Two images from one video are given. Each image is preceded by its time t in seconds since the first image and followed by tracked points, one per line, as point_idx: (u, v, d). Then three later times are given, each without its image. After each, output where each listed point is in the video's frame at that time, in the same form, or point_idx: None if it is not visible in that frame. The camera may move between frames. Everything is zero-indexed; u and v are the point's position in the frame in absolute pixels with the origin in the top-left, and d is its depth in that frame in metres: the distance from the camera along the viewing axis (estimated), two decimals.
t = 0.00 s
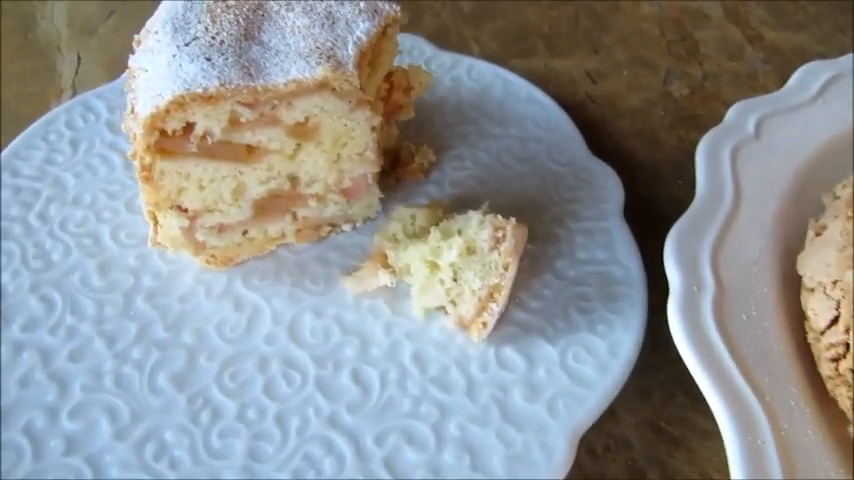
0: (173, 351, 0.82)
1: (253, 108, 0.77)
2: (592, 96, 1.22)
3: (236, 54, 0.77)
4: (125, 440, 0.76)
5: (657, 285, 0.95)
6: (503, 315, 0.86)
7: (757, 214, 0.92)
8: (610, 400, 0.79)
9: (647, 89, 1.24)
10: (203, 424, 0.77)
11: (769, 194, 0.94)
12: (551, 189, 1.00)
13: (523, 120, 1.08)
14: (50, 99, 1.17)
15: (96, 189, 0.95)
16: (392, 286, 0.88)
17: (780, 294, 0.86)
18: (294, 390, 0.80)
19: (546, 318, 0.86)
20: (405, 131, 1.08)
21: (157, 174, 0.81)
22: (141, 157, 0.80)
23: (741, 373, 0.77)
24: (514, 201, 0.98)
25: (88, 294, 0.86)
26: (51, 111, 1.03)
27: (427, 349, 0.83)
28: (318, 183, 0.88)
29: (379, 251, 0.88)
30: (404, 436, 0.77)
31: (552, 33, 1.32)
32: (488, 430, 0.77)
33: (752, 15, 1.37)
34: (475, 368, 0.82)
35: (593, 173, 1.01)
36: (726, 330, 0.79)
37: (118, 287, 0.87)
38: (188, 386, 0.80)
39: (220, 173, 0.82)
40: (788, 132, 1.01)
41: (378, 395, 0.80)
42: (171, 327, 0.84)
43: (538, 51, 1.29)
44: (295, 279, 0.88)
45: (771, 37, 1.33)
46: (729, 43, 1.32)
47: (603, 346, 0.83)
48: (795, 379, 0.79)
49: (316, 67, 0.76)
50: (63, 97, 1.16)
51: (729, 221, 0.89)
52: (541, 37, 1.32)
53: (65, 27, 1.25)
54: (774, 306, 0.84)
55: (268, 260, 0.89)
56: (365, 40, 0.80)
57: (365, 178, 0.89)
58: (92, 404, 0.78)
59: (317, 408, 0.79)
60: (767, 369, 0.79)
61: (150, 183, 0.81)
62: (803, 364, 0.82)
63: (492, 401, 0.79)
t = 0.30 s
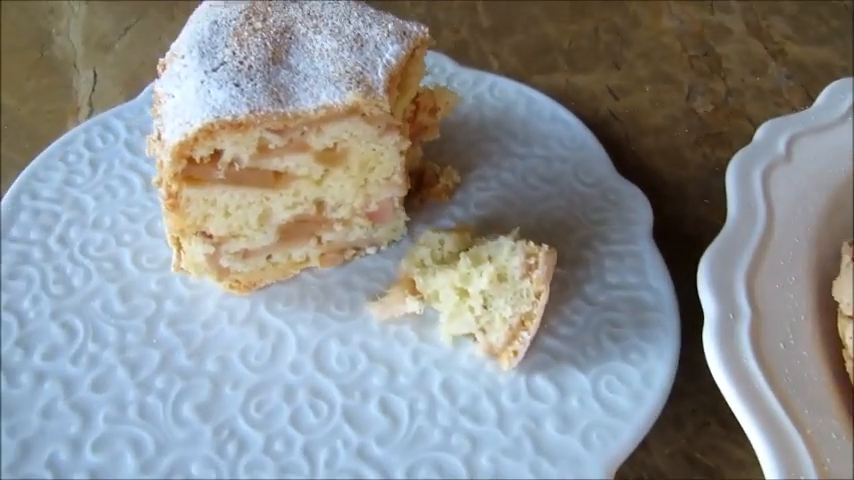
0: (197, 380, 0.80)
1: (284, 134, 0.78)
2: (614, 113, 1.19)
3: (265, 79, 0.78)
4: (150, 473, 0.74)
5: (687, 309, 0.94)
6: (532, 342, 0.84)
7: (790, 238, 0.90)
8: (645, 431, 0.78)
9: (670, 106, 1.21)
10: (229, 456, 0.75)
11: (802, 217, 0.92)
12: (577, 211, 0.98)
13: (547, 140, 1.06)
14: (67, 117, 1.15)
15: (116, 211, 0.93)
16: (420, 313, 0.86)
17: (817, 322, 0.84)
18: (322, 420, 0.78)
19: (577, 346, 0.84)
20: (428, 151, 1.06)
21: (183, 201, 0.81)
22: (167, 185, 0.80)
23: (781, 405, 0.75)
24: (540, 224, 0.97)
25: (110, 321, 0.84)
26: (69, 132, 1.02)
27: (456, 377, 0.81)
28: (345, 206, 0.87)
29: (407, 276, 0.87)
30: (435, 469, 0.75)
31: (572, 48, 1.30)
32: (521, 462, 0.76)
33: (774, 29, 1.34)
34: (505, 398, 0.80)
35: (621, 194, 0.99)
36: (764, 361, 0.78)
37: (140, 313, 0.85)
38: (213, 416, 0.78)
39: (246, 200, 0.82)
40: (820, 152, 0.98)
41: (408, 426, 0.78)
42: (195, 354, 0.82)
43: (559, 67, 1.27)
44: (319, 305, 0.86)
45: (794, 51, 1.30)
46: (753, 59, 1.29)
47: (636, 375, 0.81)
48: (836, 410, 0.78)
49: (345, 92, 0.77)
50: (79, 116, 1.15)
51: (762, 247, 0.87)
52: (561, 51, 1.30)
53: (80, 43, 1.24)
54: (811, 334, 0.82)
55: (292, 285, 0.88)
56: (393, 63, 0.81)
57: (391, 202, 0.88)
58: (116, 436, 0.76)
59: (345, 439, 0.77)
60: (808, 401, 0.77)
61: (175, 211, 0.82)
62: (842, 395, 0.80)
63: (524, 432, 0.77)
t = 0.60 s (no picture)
0: (205, 395, 0.79)
1: (293, 147, 0.77)
2: (624, 121, 1.18)
3: (274, 91, 0.77)
4: None
5: (700, 320, 0.92)
6: (544, 355, 0.83)
7: (805, 249, 0.88)
8: (661, 446, 0.76)
9: (679, 113, 1.20)
10: (238, 473, 0.74)
11: (816, 229, 0.91)
12: (588, 221, 0.97)
13: (557, 149, 1.05)
14: (71, 127, 1.14)
15: (122, 224, 0.93)
16: (430, 326, 0.85)
17: (833, 336, 0.83)
18: (331, 436, 0.77)
19: (590, 359, 0.83)
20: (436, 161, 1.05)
21: (191, 214, 0.80)
22: (175, 199, 0.79)
23: (800, 420, 0.74)
24: (551, 234, 0.95)
25: (116, 336, 0.83)
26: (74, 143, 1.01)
27: (468, 392, 0.80)
28: (353, 218, 0.86)
29: (417, 289, 0.85)
30: None
31: (580, 55, 1.29)
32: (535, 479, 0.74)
33: (783, 34, 1.33)
34: (518, 412, 0.79)
35: (632, 203, 0.98)
36: (782, 375, 0.76)
37: (146, 327, 0.84)
38: (221, 433, 0.77)
39: (254, 212, 0.81)
40: (835, 160, 0.97)
41: (419, 442, 0.76)
42: (203, 370, 0.81)
43: (567, 74, 1.26)
44: (328, 318, 0.85)
45: (804, 57, 1.29)
46: (763, 65, 1.27)
47: (651, 389, 0.80)
48: None
49: (356, 104, 0.77)
50: (84, 126, 1.14)
51: (778, 258, 0.86)
52: (569, 59, 1.28)
53: (85, 53, 1.23)
54: (827, 349, 0.81)
55: (300, 298, 0.87)
56: (403, 74, 0.81)
57: (400, 214, 0.87)
58: (123, 454, 0.75)
59: (356, 456, 0.76)
60: (826, 416, 0.76)
61: (183, 225, 0.81)
62: None
63: (537, 448, 0.76)
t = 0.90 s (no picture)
0: (211, 402, 0.78)
1: (300, 152, 0.77)
2: (631, 123, 1.17)
3: (280, 95, 0.76)
4: None
5: (710, 325, 0.92)
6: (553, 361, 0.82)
7: (816, 254, 0.87)
8: (672, 454, 0.75)
9: (686, 115, 1.19)
10: None
11: (827, 232, 0.90)
12: (595, 225, 0.96)
13: (564, 151, 1.04)
14: (75, 130, 1.13)
15: (126, 229, 0.92)
16: (437, 332, 0.84)
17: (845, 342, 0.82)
18: (338, 443, 0.76)
19: (599, 364, 0.82)
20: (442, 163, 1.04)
21: (196, 220, 0.79)
22: (180, 204, 0.78)
23: (813, 427, 0.73)
24: (558, 238, 0.95)
25: (121, 342, 0.82)
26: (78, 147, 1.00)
27: (476, 398, 0.79)
28: (360, 223, 0.85)
29: (425, 294, 0.85)
30: None
31: (586, 57, 1.28)
32: None
33: (790, 36, 1.32)
34: (527, 419, 0.78)
35: (640, 206, 0.97)
36: (794, 382, 0.75)
37: (151, 333, 0.83)
38: (227, 439, 0.76)
39: (261, 218, 0.81)
40: (845, 163, 0.96)
41: (427, 449, 0.76)
42: (208, 376, 0.80)
43: (573, 75, 1.25)
44: (334, 323, 0.84)
45: (812, 58, 1.29)
46: (771, 66, 1.27)
47: (661, 396, 0.79)
48: None
49: (363, 108, 0.76)
50: (88, 129, 1.13)
51: (789, 262, 0.85)
52: (575, 60, 1.27)
53: (88, 56, 1.23)
54: (839, 354, 0.80)
55: (305, 303, 0.86)
56: (411, 78, 0.80)
57: (407, 218, 0.87)
58: (129, 461, 0.74)
59: (363, 463, 0.75)
60: (839, 423, 0.75)
61: (188, 231, 0.80)
62: None
63: (546, 455, 0.75)
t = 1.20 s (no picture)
0: (215, 404, 0.78)
1: (304, 153, 0.77)
2: (634, 122, 1.17)
3: (284, 96, 0.76)
4: None
5: (715, 325, 0.91)
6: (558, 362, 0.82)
7: (820, 254, 0.87)
8: (677, 455, 0.75)
9: (690, 114, 1.18)
10: None
11: (831, 234, 0.90)
12: (600, 225, 0.95)
13: (568, 151, 1.03)
14: (77, 131, 1.13)
15: (129, 230, 0.91)
16: (442, 333, 0.84)
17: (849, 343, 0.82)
18: (343, 445, 0.76)
19: (604, 365, 0.82)
20: (445, 164, 1.03)
21: (200, 222, 0.79)
22: (184, 206, 0.78)
23: (820, 428, 0.73)
24: (562, 238, 0.94)
25: (124, 344, 0.82)
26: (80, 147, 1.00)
27: (481, 400, 0.79)
28: (364, 224, 0.85)
29: (429, 295, 0.84)
30: None
31: (589, 56, 1.28)
32: None
33: (794, 34, 1.32)
34: (532, 421, 0.77)
35: (644, 206, 0.97)
36: (800, 383, 0.75)
37: (155, 335, 0.83)
38: (231, 442, 0.76)
39: (264, 219, 0.81)
40: (848, 164, 0.96)
41: (432, 450, 0.75)
42: (212, 378, 0.80)
43: (576, 75, 1.24)
44: (338, 325, 0.84)
45: (815, 57, 1.28)
46: (775, 65, 1.26)
47: (666, 397, 0.79)
48: None
49: (368, 109, 0.76)
50: (90, 129, 1.13)
51: (794, 263, 0.84)
52: (578, 59, 1.27)
53: (90, 56, 1.22)
54: (844, 355, 0.80)
55: (309, 305, 0.86)
56: (415, 78, 0.79)
57: (411, 219, 0.86)
58: (133, 463, 0.74)
59: (368, 465, 0.74)
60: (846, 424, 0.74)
61: (192, 232, 0.80)
62: None
63: (552, 457, 0.75)
